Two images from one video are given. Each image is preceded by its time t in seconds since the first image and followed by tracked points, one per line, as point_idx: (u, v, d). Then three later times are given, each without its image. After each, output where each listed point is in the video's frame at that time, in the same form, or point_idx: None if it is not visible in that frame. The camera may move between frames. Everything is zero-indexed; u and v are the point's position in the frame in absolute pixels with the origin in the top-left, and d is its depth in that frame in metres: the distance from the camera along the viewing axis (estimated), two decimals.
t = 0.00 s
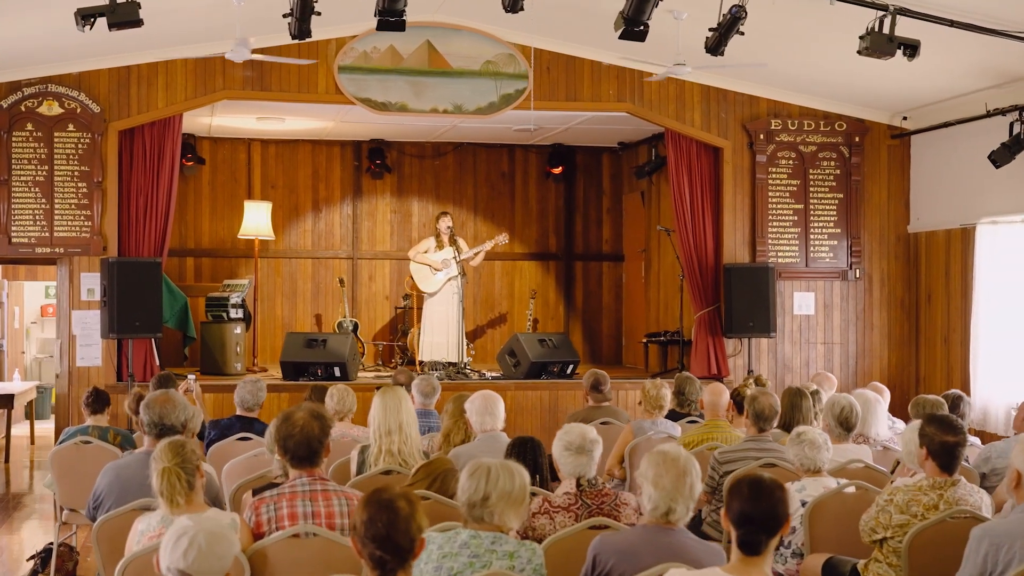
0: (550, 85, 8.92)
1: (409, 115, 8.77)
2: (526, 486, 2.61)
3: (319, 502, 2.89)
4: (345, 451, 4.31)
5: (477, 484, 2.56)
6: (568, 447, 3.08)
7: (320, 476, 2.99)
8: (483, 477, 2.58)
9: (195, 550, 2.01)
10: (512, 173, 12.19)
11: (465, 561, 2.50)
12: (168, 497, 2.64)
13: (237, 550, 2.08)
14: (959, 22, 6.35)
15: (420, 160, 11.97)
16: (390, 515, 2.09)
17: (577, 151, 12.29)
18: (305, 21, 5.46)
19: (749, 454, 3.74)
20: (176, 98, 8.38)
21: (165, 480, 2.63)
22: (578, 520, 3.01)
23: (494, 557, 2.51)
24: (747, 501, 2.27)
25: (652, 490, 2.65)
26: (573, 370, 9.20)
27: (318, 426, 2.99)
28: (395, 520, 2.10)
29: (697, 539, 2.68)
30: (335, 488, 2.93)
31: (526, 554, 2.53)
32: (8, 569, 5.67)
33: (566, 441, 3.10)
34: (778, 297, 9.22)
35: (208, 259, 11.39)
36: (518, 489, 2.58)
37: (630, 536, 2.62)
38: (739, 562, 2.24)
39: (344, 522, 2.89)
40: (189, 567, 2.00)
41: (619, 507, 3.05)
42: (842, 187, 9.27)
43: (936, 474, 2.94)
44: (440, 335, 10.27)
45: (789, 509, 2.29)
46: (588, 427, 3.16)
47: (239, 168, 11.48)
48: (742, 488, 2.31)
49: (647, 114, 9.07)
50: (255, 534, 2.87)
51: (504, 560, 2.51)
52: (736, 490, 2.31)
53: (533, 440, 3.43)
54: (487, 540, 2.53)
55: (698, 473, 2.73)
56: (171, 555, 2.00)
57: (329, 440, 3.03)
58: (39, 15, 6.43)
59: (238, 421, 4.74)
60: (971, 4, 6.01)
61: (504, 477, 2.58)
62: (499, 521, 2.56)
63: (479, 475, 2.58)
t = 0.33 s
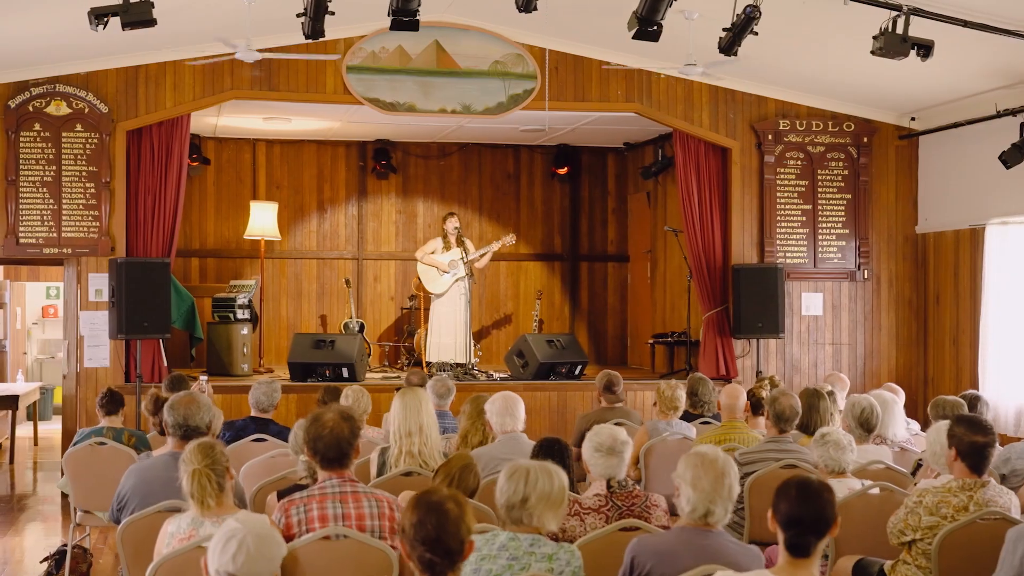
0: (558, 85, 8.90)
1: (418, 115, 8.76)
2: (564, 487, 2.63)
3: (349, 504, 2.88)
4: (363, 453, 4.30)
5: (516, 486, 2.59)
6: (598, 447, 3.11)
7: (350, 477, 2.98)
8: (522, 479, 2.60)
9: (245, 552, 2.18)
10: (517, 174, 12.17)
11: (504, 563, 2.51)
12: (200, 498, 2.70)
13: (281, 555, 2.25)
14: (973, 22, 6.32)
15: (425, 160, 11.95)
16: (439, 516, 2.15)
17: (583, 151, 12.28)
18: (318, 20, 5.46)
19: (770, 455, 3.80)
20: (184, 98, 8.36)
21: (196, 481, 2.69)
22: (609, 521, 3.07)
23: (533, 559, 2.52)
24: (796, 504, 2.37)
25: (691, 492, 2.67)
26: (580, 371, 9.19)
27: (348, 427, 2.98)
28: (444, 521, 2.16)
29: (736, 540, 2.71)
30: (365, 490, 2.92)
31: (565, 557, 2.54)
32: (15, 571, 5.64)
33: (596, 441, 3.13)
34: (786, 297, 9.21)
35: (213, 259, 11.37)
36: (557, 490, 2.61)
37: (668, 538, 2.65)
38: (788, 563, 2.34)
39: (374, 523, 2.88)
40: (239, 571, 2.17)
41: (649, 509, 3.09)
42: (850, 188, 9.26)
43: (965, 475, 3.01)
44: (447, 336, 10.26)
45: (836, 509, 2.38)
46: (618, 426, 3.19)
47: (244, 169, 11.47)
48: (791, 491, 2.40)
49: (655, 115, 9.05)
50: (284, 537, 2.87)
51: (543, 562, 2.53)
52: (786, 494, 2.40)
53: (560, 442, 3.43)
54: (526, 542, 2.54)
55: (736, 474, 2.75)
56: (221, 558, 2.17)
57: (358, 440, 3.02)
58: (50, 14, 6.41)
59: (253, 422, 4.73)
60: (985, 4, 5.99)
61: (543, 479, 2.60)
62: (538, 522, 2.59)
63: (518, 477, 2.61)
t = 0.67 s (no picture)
0: (562, 86, 8.89)
1: (422, 115, 8.74)
2: (601, 490, 2.66)
3: (377, 507, 2.88)
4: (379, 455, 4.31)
5: (553, 490, 2.62)
6: (626, 450, 3.15)
7: (377, 480, 2.99)
8: (559, 482, 2.63)
9: (293, 556, 2.15)
10: (518, 175, 12.16)
11: (541, 567, 2.55)
12: (228, 501, 2.79)
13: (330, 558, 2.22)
14: (982, 23, 6.31)
15: (427, 161, 11.93)
16: (488, 520, 2.16)
17: (584, 152, 12.27)
18: (328, 21, 5.45)
19: (787, 457, 3.85)
20: (188, 98, 8.34)
21: (225, 484, 2.79)
22: (636, 524, 3.15)
23: (570, 562, 2.57)
24: (843, 506, 2.48)
25: (727, 494, 2.73)
26: (585, 372, 9.18)
27: (375, 430, 2.99)
28: (493, 526, 2.16)
29: (770, 543, 2.76)
30: (392, 493, 2.93)
31: (602, 559, 2.59)
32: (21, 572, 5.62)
33: (623, 443, 3.17)
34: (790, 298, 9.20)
35: (214, 260, 11.35)
36: (594, 494, 2.64)
37: (704, 540, 2.72)
38: (835, 566, 2.46)
39: (403, 526, 2.88)
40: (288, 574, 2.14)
41: (676, 511, 3.20)
42: (854, 189, 9.26)
43: (991, 477, 3.11)
44: (450, 336, 10.25)
45: (882, 513, 2.48)
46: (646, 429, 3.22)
47: (245, 169, 11.44)
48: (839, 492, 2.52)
49: (660, 115, 9.04)
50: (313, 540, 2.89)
51: (579, 566, 2.57)
52: (833, 496, 2.52)
53: (583, 446, 3.45)
54: (563, 545, 2.58)
55: (771, 477, 2.81)
56: (270, 563, 2.14)
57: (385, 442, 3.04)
58: (57, 14, 6.38)
59: (264, 424, 4.71)
60: (995, 5, 5.98)
61: (580, 482, 2.63)
62: (575, 526, 2.62)
63: (555, 480, 2.63)
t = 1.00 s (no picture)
0: (558, 86, 8.88)
1: (418, 115, 8.72)
2: (624, 491, 2.67)
3: (392, 508, 2.88)
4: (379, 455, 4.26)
5: (577, 491, 2.62)
6: (642, 450, 3.24)
7: (392, 481, 2.99)
8: (582, 483, 2.63)
9: (328, 559, 2.05)
10: (511, 174, 12.15)
11: (566, 569, 2.58)
12: (244, 503, 2.79)
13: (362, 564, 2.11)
14: (981, 23, 6.32)
15: (419, 161, 11.91)
16: (523, 523, 2.15)
17: (576, 151, 12.26)
18: (328, 20, 5.43)
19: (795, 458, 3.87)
20: (182, 97, 8.30)
21: (241, 486, 2.78)
22: (652, 525, 3.21)
23: (594, 564, 2.59)
24: (876, 508, 2.51)
25: (750, 495, 2.75)
26: (580, 372, 9.16)
27: (391, 431, 2.98)
28: (528, 528, 2.15)
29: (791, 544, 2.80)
30: (408, 494, 2.92)
31: (625, 561, 2.62)
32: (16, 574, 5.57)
33: (639, 444, 3.26)
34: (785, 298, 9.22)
35: (206, 260, 11.29)
36: (618, 494, 2.64)
37: (726, 541, 2.74)
38: (868, 567, 2.51)
39: (418, 528, 2.89)
40: None
41: (692, 512, 3.25)
42: (849, 189, 9.28)
43: (1005, 477, 3.20)
44: (444, 337, 10.22)
45: (914, 514, 2.52)
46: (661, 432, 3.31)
47: (237, 169, 11.40)
48: (871, 494, 2.55)
49: (655, 115, 9.04)
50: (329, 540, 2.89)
51: (604, 567, 2.60)
52: (865, 497, 2.55)
53: (594, 446, 3.46)
54: (587, 546, 2.60)
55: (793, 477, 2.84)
56: (304, 564, 2.04)
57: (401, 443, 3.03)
58: (54, 12, 6.34)
59: (265, 424, 4.69)
60: (994, 5, 6.00)
61: (604, 483, 2.63)
62: (599, 527, 2.62)
63: (578, 482, 2.63)
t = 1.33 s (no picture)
0: (551, 85, 8.86)
1: (411, 113, 8.70)
2: (644, 492, 2.67)
3: (404, 509, 2.87)
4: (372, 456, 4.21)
5: (598, 491, 2.62)
6: (655, 450, 3.25)
7: (403, 482, 2.98)
8: (603, 484, 2.63)
9: (358, 561, 2.03)
10: (501, 174, 12.12)
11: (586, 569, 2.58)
12: (256, 503, 2.78)
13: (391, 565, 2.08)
14: (978, 22, 6.34)
15: (409, 160, 11.88)
16: (554, 522, 2.14)
17: (567, 150, 12.24)
18: (325, 17, 5.40)
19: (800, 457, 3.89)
20: (174, 95, 8.24)
21: (253, 486, 2.77)
22: (664, 525, 3.25)
23: (614, 565, 2.59)
24: (904, 508, 2.53)
25: (770, 494, 2.77)
26: (572, 372, 9.15)
27: (403, 431, 2.97)
28: (558, 528, 2.14)
29: (813, 545, 2.79)
30: (419, 495, 2.91)
31: (645, 562, 2.62)
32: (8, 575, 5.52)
33: (651, 444, 3.27)
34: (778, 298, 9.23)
35: (195, 259, 11.23)
36: (638, 495, 2.64)
37: (744, 541, 2.74)
38: (896, 567, 2.51)
39: (430, 528, 2.88)
40: None
41: (704, 512, 3.29)
42: (841, 188, 9.31)
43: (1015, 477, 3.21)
44: (436, 337, 10.19)
45: (942, 514, 2.54)
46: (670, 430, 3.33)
47: (226, 168, 11.33)
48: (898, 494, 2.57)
49: (648, 114, 9.04)
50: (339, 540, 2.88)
51: (623, 568, 2.60)
52: (892, 498, 2.56)
53: (600, 445, 3.44)
54: (606, 548, 2.60)
55: (811, 479, 2.87)
56: (333, 566, 2.02)
57: (412, 443, 3.02)
58: (47, 8, 6.29)
59: (263, 424, 4.67)
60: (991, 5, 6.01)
61: (625, 483, 2.63)
62: (619, 527, 2.62)
63: (599, 482, 2.63)
